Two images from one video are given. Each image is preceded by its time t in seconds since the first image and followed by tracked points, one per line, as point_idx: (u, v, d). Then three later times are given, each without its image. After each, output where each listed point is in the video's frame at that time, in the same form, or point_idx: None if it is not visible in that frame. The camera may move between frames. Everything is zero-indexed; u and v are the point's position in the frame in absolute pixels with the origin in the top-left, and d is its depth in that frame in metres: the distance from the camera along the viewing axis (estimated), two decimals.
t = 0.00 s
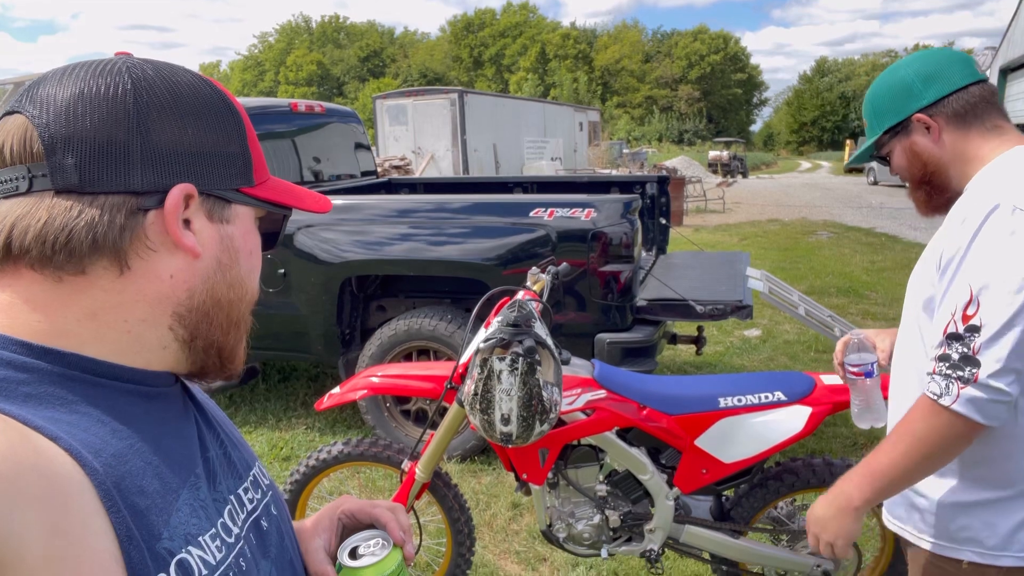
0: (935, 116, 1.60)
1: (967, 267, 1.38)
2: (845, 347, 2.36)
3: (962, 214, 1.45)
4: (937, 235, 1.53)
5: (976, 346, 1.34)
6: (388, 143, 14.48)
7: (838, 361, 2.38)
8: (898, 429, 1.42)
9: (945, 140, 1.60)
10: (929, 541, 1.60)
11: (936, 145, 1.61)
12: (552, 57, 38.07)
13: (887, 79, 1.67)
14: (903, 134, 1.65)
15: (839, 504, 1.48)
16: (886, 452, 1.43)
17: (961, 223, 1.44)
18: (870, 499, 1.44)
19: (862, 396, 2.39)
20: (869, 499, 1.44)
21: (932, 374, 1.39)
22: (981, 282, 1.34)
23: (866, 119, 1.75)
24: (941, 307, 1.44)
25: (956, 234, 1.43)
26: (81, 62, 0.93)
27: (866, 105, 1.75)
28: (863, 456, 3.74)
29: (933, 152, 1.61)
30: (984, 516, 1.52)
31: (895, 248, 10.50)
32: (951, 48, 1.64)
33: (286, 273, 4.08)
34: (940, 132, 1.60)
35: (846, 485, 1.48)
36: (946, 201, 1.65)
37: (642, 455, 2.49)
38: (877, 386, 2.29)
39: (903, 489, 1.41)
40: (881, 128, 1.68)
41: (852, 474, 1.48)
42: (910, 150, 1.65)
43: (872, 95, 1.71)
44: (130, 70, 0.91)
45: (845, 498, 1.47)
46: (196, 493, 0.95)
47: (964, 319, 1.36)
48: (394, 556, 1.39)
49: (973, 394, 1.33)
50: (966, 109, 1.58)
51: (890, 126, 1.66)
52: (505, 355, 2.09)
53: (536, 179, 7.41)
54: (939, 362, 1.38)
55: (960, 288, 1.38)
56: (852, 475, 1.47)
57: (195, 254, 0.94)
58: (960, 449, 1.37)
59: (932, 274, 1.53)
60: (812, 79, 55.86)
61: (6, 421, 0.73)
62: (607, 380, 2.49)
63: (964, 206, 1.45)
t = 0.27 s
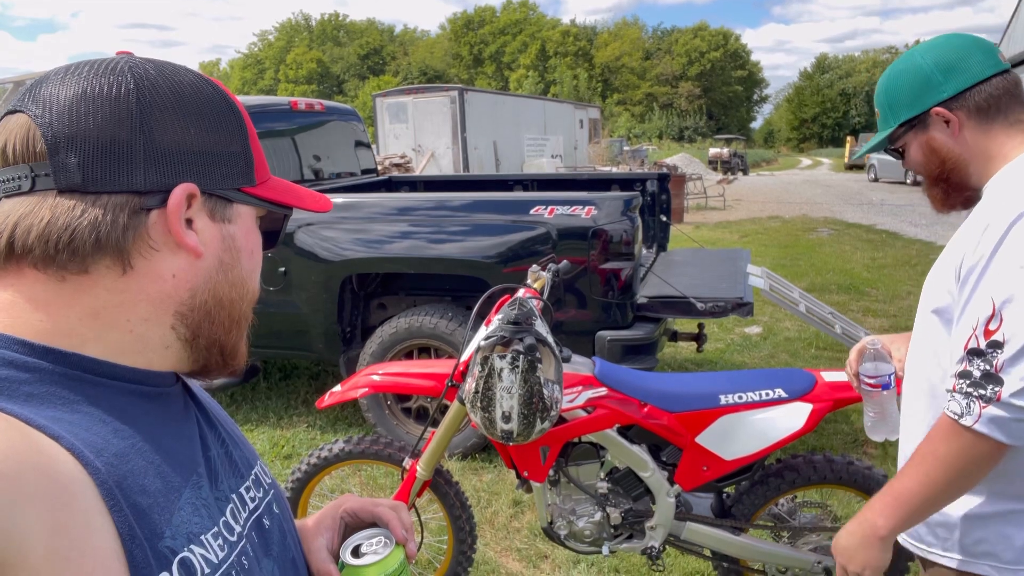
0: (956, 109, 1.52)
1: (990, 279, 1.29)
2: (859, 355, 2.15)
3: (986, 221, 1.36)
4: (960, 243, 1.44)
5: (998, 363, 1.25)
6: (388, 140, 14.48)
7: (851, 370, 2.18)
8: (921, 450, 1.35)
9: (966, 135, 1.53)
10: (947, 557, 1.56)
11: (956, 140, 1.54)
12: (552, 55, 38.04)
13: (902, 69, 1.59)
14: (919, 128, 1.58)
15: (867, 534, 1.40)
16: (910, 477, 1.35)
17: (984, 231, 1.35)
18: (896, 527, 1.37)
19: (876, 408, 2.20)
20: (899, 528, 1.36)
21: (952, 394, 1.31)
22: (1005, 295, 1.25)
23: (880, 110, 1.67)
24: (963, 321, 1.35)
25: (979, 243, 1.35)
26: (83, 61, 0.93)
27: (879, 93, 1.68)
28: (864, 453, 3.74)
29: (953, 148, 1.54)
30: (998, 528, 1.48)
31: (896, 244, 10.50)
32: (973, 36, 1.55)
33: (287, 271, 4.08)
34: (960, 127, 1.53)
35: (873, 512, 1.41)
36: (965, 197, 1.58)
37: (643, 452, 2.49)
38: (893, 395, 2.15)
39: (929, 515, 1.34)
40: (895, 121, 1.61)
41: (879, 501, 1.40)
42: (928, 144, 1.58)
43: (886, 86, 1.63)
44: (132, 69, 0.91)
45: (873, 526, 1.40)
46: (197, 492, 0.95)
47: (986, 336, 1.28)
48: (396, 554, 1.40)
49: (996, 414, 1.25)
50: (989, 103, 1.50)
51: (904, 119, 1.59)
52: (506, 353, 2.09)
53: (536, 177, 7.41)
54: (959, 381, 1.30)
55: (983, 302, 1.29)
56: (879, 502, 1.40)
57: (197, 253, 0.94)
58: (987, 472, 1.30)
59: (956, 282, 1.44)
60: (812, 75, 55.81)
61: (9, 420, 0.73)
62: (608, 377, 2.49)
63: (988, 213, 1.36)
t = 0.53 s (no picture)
0: (967, 110, 1.44)
1: (1004, 296, 1.20)
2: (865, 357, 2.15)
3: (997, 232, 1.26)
4: (969, 253, 1.34)
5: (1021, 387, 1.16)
6: (387, 139, 14.47)
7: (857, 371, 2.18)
8: (951, 486, 1.25)
9: (977, 136, 1.45)
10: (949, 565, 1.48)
11: (966, 141, 1.47)
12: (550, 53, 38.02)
13: (911, 66, 1.52)
14: (928, 128, 1.51)
15: None
16: (944, 518, 1.24)
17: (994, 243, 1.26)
18: (941, 574, 1.24)
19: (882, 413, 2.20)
20: None
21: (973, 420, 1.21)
22: None
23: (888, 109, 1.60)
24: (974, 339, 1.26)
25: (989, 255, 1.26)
26: (85, 64, 0.93)
27: (888, 90, 1.61)
28: (863, 451, 3.75)
29: (963, 150, 1.47)
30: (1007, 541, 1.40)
31: (895, 241, 10.51)
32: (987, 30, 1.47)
33: (286, 271, 4.08)
34: (971, 128, 1.45)
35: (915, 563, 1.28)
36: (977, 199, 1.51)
37: (642, 451, 2.49)
38: (899, 400, 2.14)
39: (974, 555, 1.22)
40: (902, 121, 1.54)
41: (916, 548, 1.28)
42: (938, 145, 1.50)
43: (895, 83, 1.56)
44: (133, 71, 0.91)
45: None
46: (195, 497, 0.95)
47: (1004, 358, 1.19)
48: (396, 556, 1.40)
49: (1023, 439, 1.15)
50: (1002, 103, 1.41)
51: (912, 119, 1.52)
52: (505, 353, 2.09)
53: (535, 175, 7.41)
54: (979, 407, 1.21)
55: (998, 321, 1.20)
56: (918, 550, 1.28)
57: (196, 257, 0.94)
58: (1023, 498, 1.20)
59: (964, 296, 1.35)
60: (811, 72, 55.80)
61: (6, 425, 0.73)
62: (607, 376, 2.49)
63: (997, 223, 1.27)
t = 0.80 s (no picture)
0: (970, 109, 1.44)
1: (996, 302, 1.20)
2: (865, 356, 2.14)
3: (994, 236, 1.26)
4: (968, 257, 1.33)
5: (1007, 393, 1.16)
6: (383, 139, 14.44)
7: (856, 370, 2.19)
8: (929, 485, 1.25)
9: (980, 135, 1.45)
10: (940, 566, 1.48)
11: (970, 141, 1.47)
12: (546, 52, 37.99)
13: (912, 66, 1.52)
14: (931, 127, 1.50)
15: None
16: (919, 516, 1.25)
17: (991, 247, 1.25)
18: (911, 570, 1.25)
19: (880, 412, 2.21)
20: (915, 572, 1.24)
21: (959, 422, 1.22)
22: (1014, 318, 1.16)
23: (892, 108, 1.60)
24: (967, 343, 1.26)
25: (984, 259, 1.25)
26: (77, 63, 0.92)
27: (890, 90, 1.61)
28: (860, 448, 3.75)
29: (967, 149, 1.47)
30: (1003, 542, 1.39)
31: (891, 238, 10.52)
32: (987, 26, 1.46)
33: (282, 271, 4.07)
34: (975, 127, 1.45)
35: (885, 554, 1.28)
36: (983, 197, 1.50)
37: (640, 449, 2.49)
38: (897, 400, 2.14)
39: (943, 554, 1.23)
40: (906, 120, 1.54)
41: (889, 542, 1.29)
42: (942, 144, 1.51)
43: (897, 83, 1.56)
44: (125, 70, 0.91)
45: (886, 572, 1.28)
46: (189, 497, 0.94)
47: (990, 361, 1.19)
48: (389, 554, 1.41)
49: (1005, 445, 1.16)
50: (1005, 101, 1.41)
51: (915, 118, 1.52)
52: (501, 351, 2.09)
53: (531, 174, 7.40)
54: (964, 410, 1.21)
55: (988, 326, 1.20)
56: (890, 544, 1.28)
57: (188, 256, 0.93)
58: (1001, 507, 1.19)
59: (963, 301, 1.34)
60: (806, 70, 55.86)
61: None
62: (604, 375, 2.49)
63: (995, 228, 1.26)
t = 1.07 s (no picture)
0: (966, 107, 1.45)
1: (985, 302, 1.21)
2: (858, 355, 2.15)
3: (986, 236, 1.27)
4: (961, 256, 1.34)
5: (992, 392, 1.17)
6: (374, 139, 14.40)
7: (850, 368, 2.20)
8: (905, 472, 1.27)
9: (976, 133, 1.46)
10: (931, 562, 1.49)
11: (966, 138, 1.48)
12: (537, 52, 37.98)
13: (911, 62, 1.53)
14: (928, 124, 1.52)
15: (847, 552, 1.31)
16: (893, 500, 1.27)
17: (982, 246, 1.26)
18: (877, 549, 1.28)
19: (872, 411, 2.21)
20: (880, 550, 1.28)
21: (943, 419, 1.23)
22: (1000, 318, 1.17)
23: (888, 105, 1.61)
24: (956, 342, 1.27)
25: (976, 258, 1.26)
26: (68, 62, 0.92)
27: (888, 86, 1.62)
28: (852, 446, 3.77)
29: (962, 147, 1.48)
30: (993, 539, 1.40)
31: (881, 236, 10.57)
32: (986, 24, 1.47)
33: (273, 272, 4.05)
34: (971, 125, 1.46)
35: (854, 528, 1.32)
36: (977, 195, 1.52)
37: (633, 448, 2.49)
38: (890, 400, 2.15)
39: (911, 538, 1.25)
40: (903, 117, 1.55)
41: (860, 520, 1.32)
42: (938, 141, 1.52)
43: (895, 80, 1.57)
44: (115, 69, 0.90)
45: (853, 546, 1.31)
46: (183, 498, 0.94)
47: (978, 361, 1.19)
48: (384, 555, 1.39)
49: (986, 444, 1.17)
50: (1001, 100, 1.42)
51: (912, 115, 1.53)
52: (495, 351, 2.09)
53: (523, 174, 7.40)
54: (948, 407, 1.22)
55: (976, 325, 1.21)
56: (860, 521, 1.31)
57: (181, 256, 0.93)
58: (972, 502, 1.21)
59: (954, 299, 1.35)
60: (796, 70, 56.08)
61: None
62: (597, 374, 2.49)
63: (987, 228, 1.27)
